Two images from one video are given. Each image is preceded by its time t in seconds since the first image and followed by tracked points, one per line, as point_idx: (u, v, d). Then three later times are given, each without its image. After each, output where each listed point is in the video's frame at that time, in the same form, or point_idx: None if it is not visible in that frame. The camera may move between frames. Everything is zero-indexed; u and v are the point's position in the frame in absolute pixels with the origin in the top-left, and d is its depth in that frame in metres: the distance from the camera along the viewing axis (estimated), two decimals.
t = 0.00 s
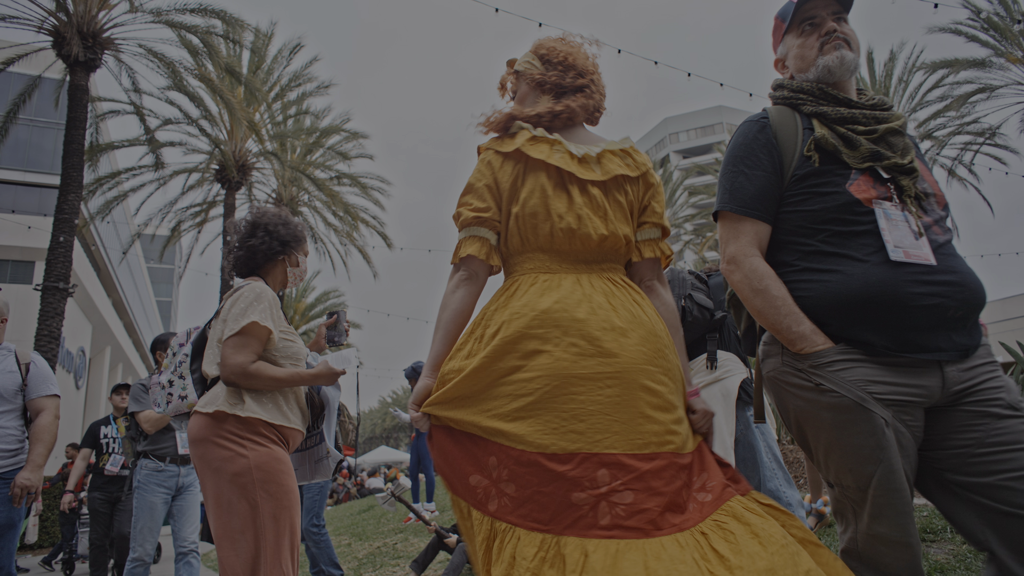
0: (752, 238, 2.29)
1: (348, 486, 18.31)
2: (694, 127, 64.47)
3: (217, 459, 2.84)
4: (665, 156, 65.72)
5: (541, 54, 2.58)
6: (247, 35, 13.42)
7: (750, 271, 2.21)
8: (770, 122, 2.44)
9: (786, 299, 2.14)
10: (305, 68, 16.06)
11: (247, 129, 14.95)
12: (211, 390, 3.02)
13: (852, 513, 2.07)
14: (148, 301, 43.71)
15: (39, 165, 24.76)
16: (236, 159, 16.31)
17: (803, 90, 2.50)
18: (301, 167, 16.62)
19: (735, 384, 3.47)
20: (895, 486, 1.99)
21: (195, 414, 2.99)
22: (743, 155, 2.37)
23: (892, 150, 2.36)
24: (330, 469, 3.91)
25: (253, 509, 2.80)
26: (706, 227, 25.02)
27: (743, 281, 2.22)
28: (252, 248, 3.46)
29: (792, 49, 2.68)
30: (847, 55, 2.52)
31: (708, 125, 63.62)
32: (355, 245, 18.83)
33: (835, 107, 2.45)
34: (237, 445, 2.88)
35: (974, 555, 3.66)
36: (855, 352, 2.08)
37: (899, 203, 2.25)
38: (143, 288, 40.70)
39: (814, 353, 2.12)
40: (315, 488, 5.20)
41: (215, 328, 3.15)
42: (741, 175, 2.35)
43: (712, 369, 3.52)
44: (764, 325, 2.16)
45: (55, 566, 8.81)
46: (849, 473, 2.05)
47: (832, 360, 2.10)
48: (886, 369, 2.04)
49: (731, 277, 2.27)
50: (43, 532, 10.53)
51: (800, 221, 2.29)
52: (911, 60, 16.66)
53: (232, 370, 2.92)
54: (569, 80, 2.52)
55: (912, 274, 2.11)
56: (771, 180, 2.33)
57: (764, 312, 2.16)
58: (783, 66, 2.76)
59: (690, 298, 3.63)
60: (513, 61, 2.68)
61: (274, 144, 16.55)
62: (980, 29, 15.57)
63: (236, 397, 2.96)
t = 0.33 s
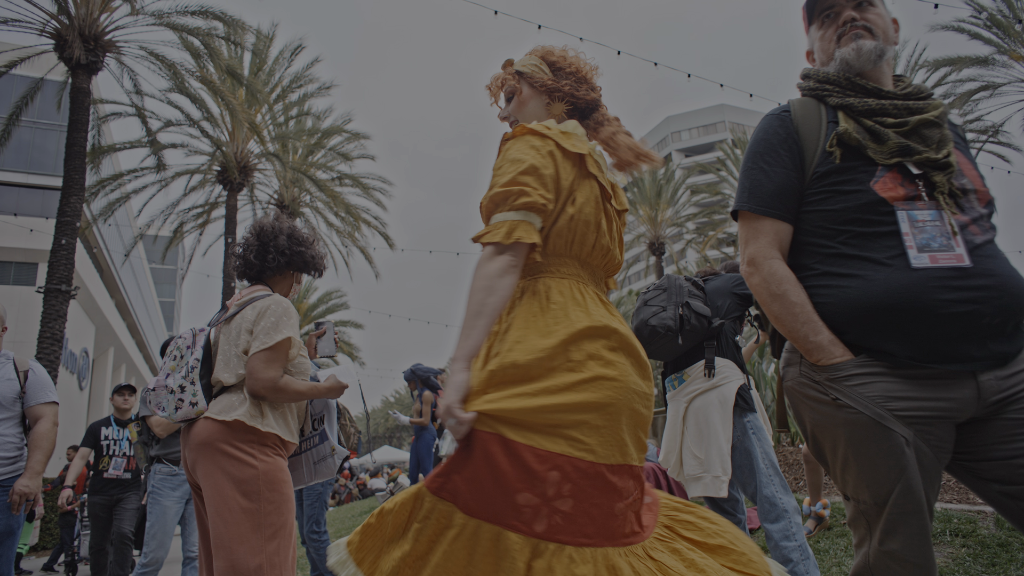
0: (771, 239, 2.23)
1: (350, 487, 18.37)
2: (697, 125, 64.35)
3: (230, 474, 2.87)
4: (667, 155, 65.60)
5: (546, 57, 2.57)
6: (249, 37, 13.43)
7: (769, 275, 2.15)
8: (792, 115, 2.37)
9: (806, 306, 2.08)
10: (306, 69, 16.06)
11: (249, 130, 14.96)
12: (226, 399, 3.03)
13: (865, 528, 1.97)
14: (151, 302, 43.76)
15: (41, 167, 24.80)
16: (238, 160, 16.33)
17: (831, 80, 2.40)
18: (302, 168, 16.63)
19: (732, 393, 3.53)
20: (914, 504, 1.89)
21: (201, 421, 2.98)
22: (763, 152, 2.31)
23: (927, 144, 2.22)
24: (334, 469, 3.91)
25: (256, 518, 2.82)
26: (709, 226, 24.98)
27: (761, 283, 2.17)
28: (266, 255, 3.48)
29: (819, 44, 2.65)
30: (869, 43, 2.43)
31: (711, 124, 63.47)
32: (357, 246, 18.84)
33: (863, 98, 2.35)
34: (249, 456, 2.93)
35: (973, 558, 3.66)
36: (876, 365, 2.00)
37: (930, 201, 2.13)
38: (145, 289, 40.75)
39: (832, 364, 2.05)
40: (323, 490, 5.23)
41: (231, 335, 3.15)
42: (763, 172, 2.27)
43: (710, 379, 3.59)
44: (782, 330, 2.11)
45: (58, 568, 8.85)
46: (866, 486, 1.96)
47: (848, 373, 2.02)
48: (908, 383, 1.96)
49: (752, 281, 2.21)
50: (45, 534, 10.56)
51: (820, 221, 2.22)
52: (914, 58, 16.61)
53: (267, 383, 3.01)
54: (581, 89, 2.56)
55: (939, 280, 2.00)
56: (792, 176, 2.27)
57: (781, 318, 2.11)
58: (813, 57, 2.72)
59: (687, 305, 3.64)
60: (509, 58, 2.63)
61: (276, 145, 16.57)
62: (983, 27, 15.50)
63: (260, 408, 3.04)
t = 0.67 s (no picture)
0: (815, 229, 1.88)
1: (356, 480, 18.55)
2: (702, 116, 64.10)
3: (251, 479, 2.93)
4: (672, 146, 65.39)
5: (556, 58, 2.56)
6: (252, 32, 13.42)
7: (812, 269, 1.83)
8: (843, 96, 1.98)
9: (850, 304, 1.76)
10: (310, 63, 16.04)
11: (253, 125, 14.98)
12: (239, 409, 3.06)
13: (895, 541, 1.67)
14: (157, 296, 43.99)
15: (47, 162, 24.88)
16: (243, 155, 16.36)
17: (887, 56, 1.97)
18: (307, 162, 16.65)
19: (738, 395, 3.50)
20: (960, 526, 1.58)
21: (214, 427, 2.99)
22: (809, 136, 1.96)
23: (999, 127, 1.78)
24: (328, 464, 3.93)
25: (272, 521, 2.90)
26: (714, 218, 24.91)
27: (803, 279, 1.85)
28: (269, 262, 3.53)
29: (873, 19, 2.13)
30: (928, 17, 1.92)
31: (717, 114, 63.21)
32: (362, 239, 18.89)
33: (926, 76, 1.90)
34: (265, 462, 3.00)
35: (976, 555, 3.65)
36: (925, 373, 1.66)
37: (1000, 192, 1.73)
38: (152, 284, 40.96)
39: (876, 370, 1.72)
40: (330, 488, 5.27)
41: (243, 345, 3.19)
42: (806, 157, 1.93)
43: (716, 383, 3.56)
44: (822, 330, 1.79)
45: (68, 562, 8.97)
46: (906, 501, 1.64)
47: (894, 380, 1.68)
48: (962, 395, 1.62)
49: (795, 273, 1.89)
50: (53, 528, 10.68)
51: (871, 211, 1.84)
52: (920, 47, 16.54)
53: (285, 397, 3.11)
54: (590, 97, 2.56)
55: (1001, 280, 1.63)
56: (841, 162, 1.91)
57: (824, 316, 1.79)
58: (872, 33, 2.21)
59: (691, 309, 3.65)
60: (516, 49, 2.56)
61: (280, 139, 16.59)
62: (992, 15, 15.39)
63: (273, 418, 3.12)
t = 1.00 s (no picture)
0: (901, 197, 1.56)
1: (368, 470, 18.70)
2: (713, 103, 63.51)
3: (261, 490, 3.22)
4: (682, 133, 64.92)
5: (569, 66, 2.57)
6: (259, 23, 13.39)
7: (897, 239, 1.52)
8: (941, 45, 1.59)
9: (941, 280, 1.47)
10: (317, 54, 15.98)
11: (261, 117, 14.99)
12: (251, 420, 3.30)
13: (965, 547, 1.44)
14: (170, 287, 44.30)
15: (60, 155, 25.03)
16: (251, 147, 16.40)
17: None
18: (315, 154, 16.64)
19: (757, 397, 3.45)
20: None
21: (224, 442, 3.19)
22: (901, 92, 1.60)
23: None
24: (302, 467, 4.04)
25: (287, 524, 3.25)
26: (724, 206, 24.72)
27: (886, 250, 1.54)
28: (272, 276, 3.70)
29: None
30: None
31: (727, 101, 62.68)
32: (371, 230, 18.93)
33: None
34: (274, 472, 3.30)
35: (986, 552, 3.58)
36: None
37: None
38: (165, 276, 41.27)
39: (965, 352, 1.44)
40: (343, 480, 5.28)
41: (255, 360, 3.42)
42: (895, 115, 1.58)
43: (737, 383, 3.44)
44: (906, 308, 1.50)
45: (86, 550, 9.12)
46: (989, 504, 1.39)
47: (988, 367, 1.41)
48: None
49: (875, 245, 1.58)
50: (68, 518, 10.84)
51: (973, 175, 1.51)
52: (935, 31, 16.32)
53: (293, 411, 3.41)
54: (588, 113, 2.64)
55: None
56: (938, 121, 1.55)
57: (906, 293, 1.50)
58: None
59: (718, 318, 3.37)
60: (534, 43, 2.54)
61: (289, 131, 16.58)
62: None
63: (276, 429, 3.41)
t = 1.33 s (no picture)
0: (1005, 155, 1.43)
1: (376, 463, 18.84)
2: (726, 97, 62.95)
3: (268, 496, 3.45)
4: (695, 128, 64.48)
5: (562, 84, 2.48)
6: (272, 15, 13.39)
7: (999, 201, 1.40)
8: None
9: None
10: (330, 46, 15.97)
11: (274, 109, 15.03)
12: (262, 428, 3.50)
13: None
14: (183, 278, 44.61)
15: (74, 146, 25.21)
16: (264, 139, 16.46)
17: None
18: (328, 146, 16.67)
19: (778, 401, 3.41)
20: None
21: (243, 449, 3.36)
22: (1005, 39, 1.48)
23: None
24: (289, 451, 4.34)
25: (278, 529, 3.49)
26: (737, 202, 24.56)
27: (986, 216, 1.42)
28: (279, 292, 3.89)
29: None
30: None
31: (741, 95, 62.17)
32: (382, 223, 18.96)
33: None
34: (276, 478, 3.53)
35: (993, 558, 3.53)
36: None
37: None
38: (177, 267, 41.57)
39: None
40: (352, 476, 5.32)
41: (266, 370, 3.60)
42: (1001, 63, 1.45)
43: (763, 387, 3.38)
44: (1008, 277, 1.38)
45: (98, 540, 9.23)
46: None
47: None
48: None
49: (964, 213, 1.46)
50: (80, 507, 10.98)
51: None
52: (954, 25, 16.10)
53: (298, 419, 3.66)
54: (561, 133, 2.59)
55: None
56: None
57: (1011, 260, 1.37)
58: None
59: (742, 328, 3.36)
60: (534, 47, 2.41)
61: (301, 123, 16.61)
62: None
63: (281, 435, 3.63)
